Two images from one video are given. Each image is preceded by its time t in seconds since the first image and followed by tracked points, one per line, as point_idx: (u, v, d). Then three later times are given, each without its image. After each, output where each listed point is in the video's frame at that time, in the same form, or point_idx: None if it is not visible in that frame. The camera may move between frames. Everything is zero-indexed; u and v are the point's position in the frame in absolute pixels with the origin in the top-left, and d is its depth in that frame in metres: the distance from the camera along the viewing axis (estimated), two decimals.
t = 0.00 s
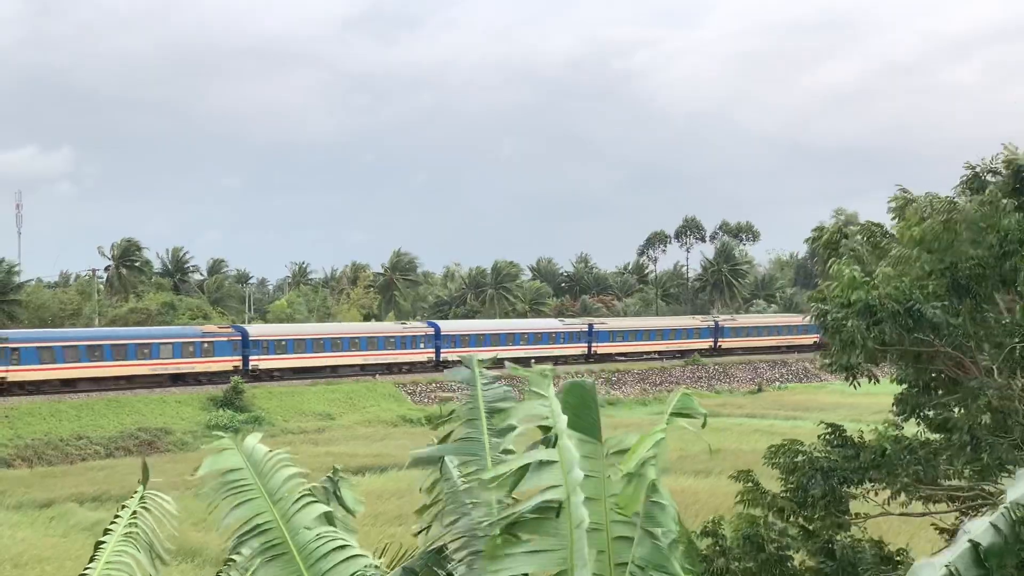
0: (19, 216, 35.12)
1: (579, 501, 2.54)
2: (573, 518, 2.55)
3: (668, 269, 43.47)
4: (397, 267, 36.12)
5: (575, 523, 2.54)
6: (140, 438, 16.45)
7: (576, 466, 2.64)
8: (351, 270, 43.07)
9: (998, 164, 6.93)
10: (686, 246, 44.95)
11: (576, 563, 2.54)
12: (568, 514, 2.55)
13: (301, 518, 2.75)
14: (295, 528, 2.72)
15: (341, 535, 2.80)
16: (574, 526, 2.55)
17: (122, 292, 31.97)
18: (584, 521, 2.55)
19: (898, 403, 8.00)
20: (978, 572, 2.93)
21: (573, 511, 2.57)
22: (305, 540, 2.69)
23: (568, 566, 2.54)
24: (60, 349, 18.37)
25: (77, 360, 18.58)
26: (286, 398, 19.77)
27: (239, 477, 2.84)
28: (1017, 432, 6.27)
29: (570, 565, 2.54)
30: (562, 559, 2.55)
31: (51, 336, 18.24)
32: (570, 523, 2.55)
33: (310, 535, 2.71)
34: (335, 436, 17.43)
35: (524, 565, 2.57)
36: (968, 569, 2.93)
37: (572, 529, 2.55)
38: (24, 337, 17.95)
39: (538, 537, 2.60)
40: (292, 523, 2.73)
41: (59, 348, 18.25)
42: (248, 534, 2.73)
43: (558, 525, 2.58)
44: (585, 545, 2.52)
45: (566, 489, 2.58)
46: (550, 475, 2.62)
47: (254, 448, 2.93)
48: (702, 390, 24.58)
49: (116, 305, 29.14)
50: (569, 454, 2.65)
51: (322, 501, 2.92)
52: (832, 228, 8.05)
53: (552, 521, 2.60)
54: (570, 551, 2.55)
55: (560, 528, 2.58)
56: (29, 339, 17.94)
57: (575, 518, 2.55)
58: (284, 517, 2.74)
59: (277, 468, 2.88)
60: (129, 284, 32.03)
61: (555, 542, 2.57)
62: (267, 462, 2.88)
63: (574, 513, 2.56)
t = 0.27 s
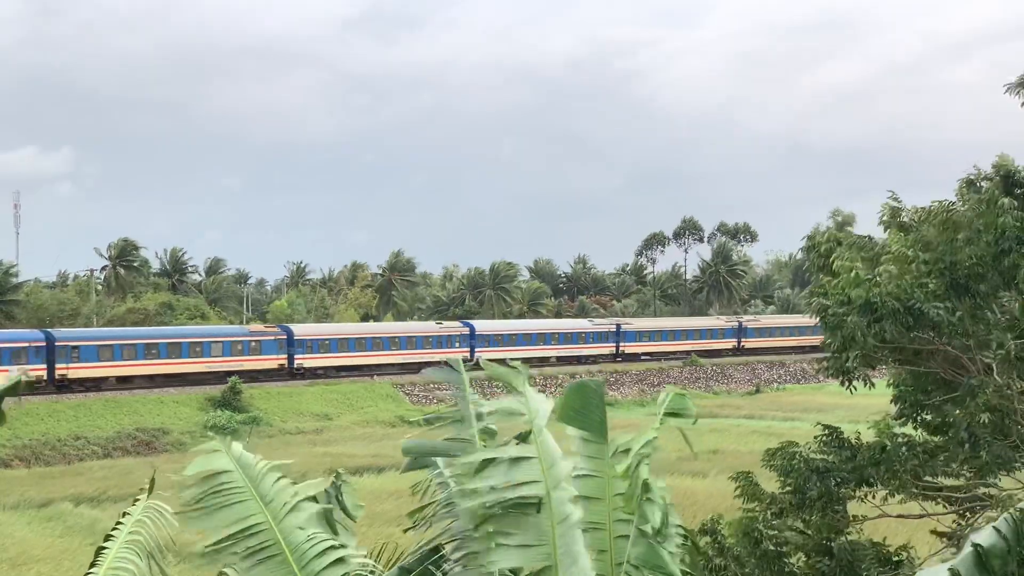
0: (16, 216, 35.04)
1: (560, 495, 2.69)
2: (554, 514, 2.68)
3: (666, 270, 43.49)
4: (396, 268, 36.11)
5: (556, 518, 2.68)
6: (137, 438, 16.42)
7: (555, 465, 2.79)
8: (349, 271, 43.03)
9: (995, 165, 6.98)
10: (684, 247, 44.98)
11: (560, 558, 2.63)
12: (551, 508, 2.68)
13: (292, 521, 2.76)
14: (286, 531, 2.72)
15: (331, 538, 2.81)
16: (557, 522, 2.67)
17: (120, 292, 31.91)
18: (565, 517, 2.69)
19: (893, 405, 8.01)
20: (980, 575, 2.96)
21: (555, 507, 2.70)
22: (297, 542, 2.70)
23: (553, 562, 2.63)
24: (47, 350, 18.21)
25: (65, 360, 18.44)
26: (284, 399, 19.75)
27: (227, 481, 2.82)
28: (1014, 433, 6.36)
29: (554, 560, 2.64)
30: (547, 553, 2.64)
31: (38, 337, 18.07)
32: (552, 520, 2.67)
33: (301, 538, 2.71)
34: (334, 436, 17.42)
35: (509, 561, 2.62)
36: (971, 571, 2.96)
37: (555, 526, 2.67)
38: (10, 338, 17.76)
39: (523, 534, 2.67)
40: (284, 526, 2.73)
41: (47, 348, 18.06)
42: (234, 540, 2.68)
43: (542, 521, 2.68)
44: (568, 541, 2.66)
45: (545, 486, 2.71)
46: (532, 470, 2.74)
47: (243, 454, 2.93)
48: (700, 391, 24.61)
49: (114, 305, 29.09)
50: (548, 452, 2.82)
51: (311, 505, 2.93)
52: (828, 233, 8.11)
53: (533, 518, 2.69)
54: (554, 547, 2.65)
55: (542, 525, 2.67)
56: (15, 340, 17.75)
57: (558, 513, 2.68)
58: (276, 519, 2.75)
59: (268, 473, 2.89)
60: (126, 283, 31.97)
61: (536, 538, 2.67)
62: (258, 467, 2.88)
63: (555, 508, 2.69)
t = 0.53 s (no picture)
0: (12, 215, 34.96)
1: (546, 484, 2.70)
2: (541, 504, 2.67)
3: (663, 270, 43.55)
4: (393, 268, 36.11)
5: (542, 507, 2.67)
6: (134, 438, 16.38)
7: (540, 458, 2.82)
8: (346, 270, 43.01)
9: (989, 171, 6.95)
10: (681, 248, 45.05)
11: (547, 549, 2.61)
12: (537, 498, 2.68)
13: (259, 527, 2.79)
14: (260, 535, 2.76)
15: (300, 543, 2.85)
16: (543, 512, 2.66)
17: (116, 291, 31.86)
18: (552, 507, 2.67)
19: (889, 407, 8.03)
20: None
21: (541, 498, 2.69)
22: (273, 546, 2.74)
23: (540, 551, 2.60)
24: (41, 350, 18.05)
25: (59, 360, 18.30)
26: (280, 399, 19.73)
27: (195, 492, 2.81)
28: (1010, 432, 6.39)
29: (542, 551, 2.61)
30: (534, 542, 2.61)
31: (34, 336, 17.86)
32: (539, 509, 2.66)
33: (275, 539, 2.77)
34: (330, 435, 17.41)
35: (497, 549, 2.57)
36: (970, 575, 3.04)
37: (541, 516, 2.66)
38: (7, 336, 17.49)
39: (508, 524, 2.63)
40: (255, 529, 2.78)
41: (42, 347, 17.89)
42: (205, 549, 2.70)
43: (528, 510, 2.66)
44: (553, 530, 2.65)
45: (531, 475, 2.72)
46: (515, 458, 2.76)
47: (207, 462, 2.92)
48: (696, 392, 24.65)
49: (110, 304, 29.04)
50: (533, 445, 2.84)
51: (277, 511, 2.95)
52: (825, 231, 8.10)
53: (518, 508, 2.67)
54: (541, 536, 2.63)
55: (529, 514, 2.66)
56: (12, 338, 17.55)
57: (545, 502, 2.67)
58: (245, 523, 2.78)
59: (231, 479, 2.88)
60: (123, 282, 31.91)
61: (519, 528, 2.63)
62: (222, 474, 2.88)
63: (542, 498, 2.69)
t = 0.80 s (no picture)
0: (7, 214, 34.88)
1: (515, 481, 3.07)
2: (511, 500, 3.04)
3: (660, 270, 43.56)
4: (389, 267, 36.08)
5: (512, 503, 3.04)
6: (130, 436, 16.35)
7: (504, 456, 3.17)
8: (343, 269, 42.97)
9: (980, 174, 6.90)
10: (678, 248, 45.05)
11: (519, 545, 2.96)
12: (506, 494, 3.04)
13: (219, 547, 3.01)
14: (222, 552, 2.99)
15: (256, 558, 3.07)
16: (512, 508, 3.03)
17: (112, 290, 31.82)
18: (521, 502, 3.05)
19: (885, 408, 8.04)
20: None
21: (510, 493, 3.05)
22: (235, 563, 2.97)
23: (512, 545, 2.95)
24: (48, 348, 18.41)
25: (66, 358, 18.65)
26: (277, 397, 19.71)
27: (153, 518, 3.02)
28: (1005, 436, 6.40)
29: (514, 546, 2.95)
30: (507, 537, 2.96)
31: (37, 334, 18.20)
32: (509, 504, 3.02)
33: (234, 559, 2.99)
34: (326, 435, 17.38)
35: (473, 548, 2.90)
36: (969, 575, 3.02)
37: (512, 510, 3.02)
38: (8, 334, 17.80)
39: (483, 521, 2.97)
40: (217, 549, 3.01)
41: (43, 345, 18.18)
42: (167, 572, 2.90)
43: (497, 506, 3.02)
44: (525, 520, 3.01)
45: (499, 471, 3.08)
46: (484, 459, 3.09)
47: (159, 490, 3.12)
48: (693, 392, 24.66)
49: (107, 302, 29.00)
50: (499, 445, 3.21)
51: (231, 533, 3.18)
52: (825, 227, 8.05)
53: (489, 504, 3.01)
54: (512, 530, 2.98)
55: (498, 509, 3.00)
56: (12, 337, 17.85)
57: (513, 499, 3.05)
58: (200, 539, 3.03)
59: (184, 503, 3.10)
60: (119, 281, 31.88)
61: (493, 523, 2.97)
62: (175, 499, 3.09)
63: (511, 495, 3.06)
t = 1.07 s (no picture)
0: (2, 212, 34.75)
1: (491, 479, 3.51)
2: (489, 495, 3.47)
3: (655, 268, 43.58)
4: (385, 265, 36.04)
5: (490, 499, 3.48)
6: (125, 434, 16.32)
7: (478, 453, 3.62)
8: (339, 268, 42.89)
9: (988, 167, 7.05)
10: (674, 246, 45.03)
11: (499, 538, 3.41)
12: (484, 490, 3.47)
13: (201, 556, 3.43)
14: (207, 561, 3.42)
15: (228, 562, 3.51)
16: (491, 503, 3.46)
17: (107, 287, 31.76)
18: (498, 498, 3.48)
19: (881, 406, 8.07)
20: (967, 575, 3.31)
21: (488, 488, 3.49)
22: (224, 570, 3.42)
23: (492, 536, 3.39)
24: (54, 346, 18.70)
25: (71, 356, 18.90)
26: (272, 395, 19.70)
27: (136, 527, 3.44)
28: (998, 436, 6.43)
29: (496, 541, 3.39)
30: (487, 531, 3.40)
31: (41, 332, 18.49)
32: (489, 500, 3.46)
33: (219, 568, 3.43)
34: (322, 433, 17.37)
35: (458, 543, 3.35)
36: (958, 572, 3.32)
37: (491, 505, 3.45)
38: (24, 332, 18.23)
39: (465, 517, 3.41)
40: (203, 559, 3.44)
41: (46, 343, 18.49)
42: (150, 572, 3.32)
43: (476, 502, 3.44)
44: (502, 513, 3.46)
45: (477, 468, 3.52)
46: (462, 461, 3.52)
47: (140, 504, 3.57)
48: (688, 391, 24.69)
49: (102, 300, 28.92)
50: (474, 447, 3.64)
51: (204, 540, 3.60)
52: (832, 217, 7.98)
53: (468, 501, 3.44)
54: (491, 523, 3.42)
55: (478, 503, 3.44)
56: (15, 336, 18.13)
57: (491, 495, 3.48)
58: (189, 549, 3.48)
59: (163, 515, 3.54)
60: (113, 278, 31.83)
61: (474, 517, 3.41)
62: (155, 512, 3.54)
63: (489, 491, 3.48)
